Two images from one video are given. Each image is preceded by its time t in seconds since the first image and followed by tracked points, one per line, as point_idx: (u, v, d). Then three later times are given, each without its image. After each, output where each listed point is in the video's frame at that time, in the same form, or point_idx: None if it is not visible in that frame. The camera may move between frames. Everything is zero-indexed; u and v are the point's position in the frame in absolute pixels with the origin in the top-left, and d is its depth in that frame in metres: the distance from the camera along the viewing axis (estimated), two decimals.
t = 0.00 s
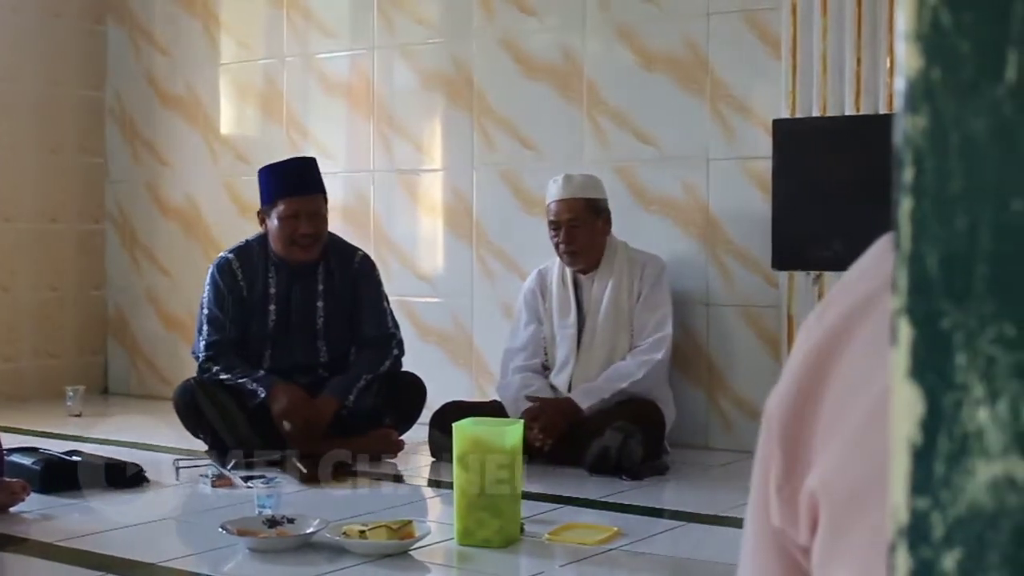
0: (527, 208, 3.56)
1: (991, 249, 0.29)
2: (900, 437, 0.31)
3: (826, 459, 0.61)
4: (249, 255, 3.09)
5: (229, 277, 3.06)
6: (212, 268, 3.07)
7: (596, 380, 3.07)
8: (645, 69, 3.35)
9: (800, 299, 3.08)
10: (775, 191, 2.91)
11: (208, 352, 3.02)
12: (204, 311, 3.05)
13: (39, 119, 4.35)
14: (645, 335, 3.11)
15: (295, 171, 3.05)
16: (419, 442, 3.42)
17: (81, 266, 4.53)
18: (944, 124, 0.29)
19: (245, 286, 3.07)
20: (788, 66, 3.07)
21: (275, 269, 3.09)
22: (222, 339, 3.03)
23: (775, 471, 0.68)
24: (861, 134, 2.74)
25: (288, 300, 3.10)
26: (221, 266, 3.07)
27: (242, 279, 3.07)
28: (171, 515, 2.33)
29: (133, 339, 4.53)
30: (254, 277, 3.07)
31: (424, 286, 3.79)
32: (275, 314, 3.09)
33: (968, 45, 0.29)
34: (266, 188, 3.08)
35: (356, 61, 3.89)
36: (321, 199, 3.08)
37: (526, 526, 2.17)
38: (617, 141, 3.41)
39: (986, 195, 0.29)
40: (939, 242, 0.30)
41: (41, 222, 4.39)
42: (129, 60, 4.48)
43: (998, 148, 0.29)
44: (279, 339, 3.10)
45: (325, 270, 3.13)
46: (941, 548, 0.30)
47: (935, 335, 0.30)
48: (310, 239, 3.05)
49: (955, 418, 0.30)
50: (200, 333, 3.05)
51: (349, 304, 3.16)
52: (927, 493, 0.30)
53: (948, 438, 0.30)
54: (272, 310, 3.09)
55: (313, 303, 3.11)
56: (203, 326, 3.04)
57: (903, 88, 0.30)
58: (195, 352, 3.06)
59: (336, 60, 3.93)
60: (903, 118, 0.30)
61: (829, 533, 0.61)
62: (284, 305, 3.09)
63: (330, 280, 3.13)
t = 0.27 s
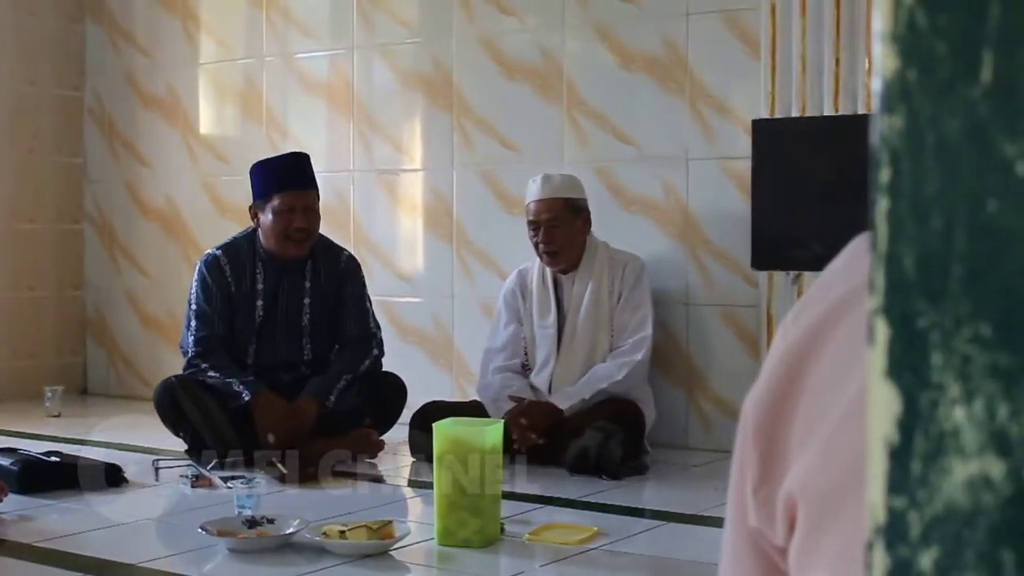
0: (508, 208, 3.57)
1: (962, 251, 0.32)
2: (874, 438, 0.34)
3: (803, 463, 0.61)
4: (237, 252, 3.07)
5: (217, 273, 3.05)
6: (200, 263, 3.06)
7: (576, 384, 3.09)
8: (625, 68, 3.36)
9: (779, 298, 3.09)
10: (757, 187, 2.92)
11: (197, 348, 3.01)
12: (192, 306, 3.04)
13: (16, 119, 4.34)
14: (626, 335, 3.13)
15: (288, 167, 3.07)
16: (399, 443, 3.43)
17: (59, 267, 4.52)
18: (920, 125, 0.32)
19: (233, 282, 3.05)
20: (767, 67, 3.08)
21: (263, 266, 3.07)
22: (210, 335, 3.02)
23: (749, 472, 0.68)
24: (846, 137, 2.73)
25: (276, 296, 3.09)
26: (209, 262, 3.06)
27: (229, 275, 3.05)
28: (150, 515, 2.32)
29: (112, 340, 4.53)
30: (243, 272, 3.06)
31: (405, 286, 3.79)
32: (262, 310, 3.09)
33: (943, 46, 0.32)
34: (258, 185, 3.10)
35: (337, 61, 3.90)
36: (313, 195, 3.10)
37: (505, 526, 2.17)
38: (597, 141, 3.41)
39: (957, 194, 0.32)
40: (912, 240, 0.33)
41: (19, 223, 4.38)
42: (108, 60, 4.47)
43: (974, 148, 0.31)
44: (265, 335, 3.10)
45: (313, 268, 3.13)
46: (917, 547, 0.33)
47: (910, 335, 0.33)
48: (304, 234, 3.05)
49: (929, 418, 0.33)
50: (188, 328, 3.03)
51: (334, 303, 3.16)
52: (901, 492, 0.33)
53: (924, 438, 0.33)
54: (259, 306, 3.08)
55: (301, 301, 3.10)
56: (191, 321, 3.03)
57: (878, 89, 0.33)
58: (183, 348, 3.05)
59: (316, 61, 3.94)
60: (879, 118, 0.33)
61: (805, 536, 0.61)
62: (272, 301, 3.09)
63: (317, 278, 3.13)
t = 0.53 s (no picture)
0: (492, 208, 3.58)
1: (941, 249, 0.34)
2: (856, 439, 0.36)
3: (787, 460, 0.60)
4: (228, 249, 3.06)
5: (206, 270, 3.03)
6: (190, 260, 3.04)
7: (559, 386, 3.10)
8: (608, 69, 3.37)
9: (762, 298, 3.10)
10: (739, 188, 2.90)
11: (180, 345, 2.99)
12: (179, 301, 3.03)
13: None
14: (608, 336, 3.15)
15: (288, 165, 3.07)
16: (382, 443, 3.43)
17: (41, 267, 4.51)
18: (900, 126, 0.34)
19: (222, 279, 3.04)
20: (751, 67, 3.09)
21: (255, 263, 3.07)
22: (195, 331, 3.01)
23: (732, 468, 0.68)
24: (818, 133, 2.76)
25: (265, 294, 3.09)
26: (199, 258, 3.04)
27: (219, 273, 3.04)
28: (133, 516, 2.32)
29: (94, 340, 4.52)
30: (233, 269, 3.05)
31: (389, 287, 3.81)
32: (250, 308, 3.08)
33: (923, 47, 0.34)
34: (256, 182, 3.09)
35: (320, 61, 3.90)
36: (313, 195, 3.11)
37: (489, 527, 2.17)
38: (581, 142, 3.42)
39: (936, 193, 0.34)
40: (893, 239, 0.34)
41: None
42: (90, 59, 4.47)
43: (953, 147, 0.33)
44: (253, 333, 3.10)
45: (303, 267, 3.13)
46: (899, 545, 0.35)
47: (891, 334, 0.35)
48: (303, 232, 3.06)
49: (910, 417, 0.35)
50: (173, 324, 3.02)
51: (321, 303, 3.17)
52: (884, 491, 0.35)
53: (904, 437, 0.35)
54: (250, 304, 3.07)
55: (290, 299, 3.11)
56: (176, 317, 3.02)
57: (859, 90, 0.35)
58: (168, 343, 3.03)
59: (299, 61, 3.94)
60: (859, 119, 0.35)
61: (787, 536, 0.62)
62: (262, 300, 3.09)
63: (306, 277, 3.14)
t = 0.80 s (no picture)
0: (473, 207, 3.60)
1: (920, 251, 0.35)
2: (835, 439, 0.37)
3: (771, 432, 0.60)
4: (207, 248, 3.10)
5: (187, 270, 3.08)
6: (169, 260, 3.08)
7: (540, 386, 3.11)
8: (590, 69, 3.38)
9: (745, 298, 3.11)
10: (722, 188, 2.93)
11: (162, 346, 3.03)
12: (160, 302, 3.07)
13: None
14: (590, 335, 3.15)
15: (263, 172, 3.11)
16: (365, 444, 3.44)
17: (22, 268, 4.49)
18: (879, 127, 0.35)
19: (202, 280, 3.08)
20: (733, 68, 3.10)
21: (234, 265, 3.11)
22: (175, 332, 3.05)
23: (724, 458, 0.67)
24: (791, 141, 2.78)
25: (243, 296, 3.12)
26: (179, 259, 3.09)
27: (198, 273, 3.08)
28: (114, 518, 2.31)
29: (76, 341, 4.51)
30: (212, 270, 3.09)
31: (370, 287, 3.81)
32: (229, 309, 3.12)
33: (902, 48, 0.35)
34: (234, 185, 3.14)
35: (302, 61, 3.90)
36: (282, 205, 3.13)
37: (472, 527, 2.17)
38: (564, 142, 3.44)
39: (914, 196, 0.35)
40: (873, 239, 0.36)
41: None
42: (71, 58, 4.47)
43: (932, 145, 0.35)
44: (232, 334, 3.13)
45: (283, 268, 3.16)
46: (878, 544, 0.36)
47: (870, 334, 0.36)
48: (259, 239, 3.07)
49: (889, 416, 0.36)
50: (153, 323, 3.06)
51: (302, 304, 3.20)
52: (862, 491, 0.36)
53: (883, 437, 0.36)
54: (229, 305, 3.11)
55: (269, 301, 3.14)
56: (157, 318, 3.06)
57: (837, 91, 0.36)
58: (149, 345, 3.07)
59: (281, 62, 3.95)
60: (838, 119, 0.36)
61: (777, 515, 0.60)
62: (240, 301, 3.12)
63: (286, 278, 3.17)
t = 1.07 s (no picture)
0: (458, 209, 3.58)
1: (899, 252, 0.36)
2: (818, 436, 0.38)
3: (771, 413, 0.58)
4: (177, 257, 3.15)
5: (159, 277, 3.13)
6: (142, 267, 3.14)
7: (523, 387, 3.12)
8: (574, 69, 3.39)
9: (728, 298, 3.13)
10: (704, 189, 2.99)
11: (138, 352, 3.08)
12: (134, 310, 3.12)
13: None
14: (572, 336, 3.16)
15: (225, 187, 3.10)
16: (347, 445, 3.44)
17: (5, 269, 4.49)
18: (860, 127, 0.37)
19: (175, 287, 3.13)
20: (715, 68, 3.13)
21: (206, 273, 3.14)
22: (152, 339, 3.10)
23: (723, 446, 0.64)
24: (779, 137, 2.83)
25: (215, 303, 3.15)
26: (151, 266, 3.14)
27: (171, 280, 3.13)
28: (97, 519, 2.30)
29: (59, 342, 4.51)
30: (182, 277, 3.13)
31: (354, 288, 3.81)
32: (203, 316, 3.15)
33: (883, 49, 0.36)
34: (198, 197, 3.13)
35: (285, 61, 3.90)
36: (245, 222, 3.13)
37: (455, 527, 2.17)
38: (547, 144, 3.45)
39: (895, 196, 0.36)
40: (856, 237, 0.37)
41: None
42: (54, 58, 4.48)
43: (913, 147, 0.36)
44: (207, 341, 3.16)
45: (257, 274, 3.18)
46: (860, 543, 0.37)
47: (852, 333, 0.38)
48: (222, 256, 3.10)
49: (870, 414, 0.37)
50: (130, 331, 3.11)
51: (281, 308, 3.21)
52: (842, 491, 0.38)
53: (864, 437, 0.37)
54: (202, 313, 3.15)
55: (243, 307, 3.16)
56: (132, 326, 3.10)
57: (819, 90, 0.37)
58: (126, 353, 3.11)
59: (266, 61, 3.93)
60: (820, 120, 0.37)
61: (772, 500, 0.57)
62: (213, 309, 3.15)
63: (261, 284, 3.18)
